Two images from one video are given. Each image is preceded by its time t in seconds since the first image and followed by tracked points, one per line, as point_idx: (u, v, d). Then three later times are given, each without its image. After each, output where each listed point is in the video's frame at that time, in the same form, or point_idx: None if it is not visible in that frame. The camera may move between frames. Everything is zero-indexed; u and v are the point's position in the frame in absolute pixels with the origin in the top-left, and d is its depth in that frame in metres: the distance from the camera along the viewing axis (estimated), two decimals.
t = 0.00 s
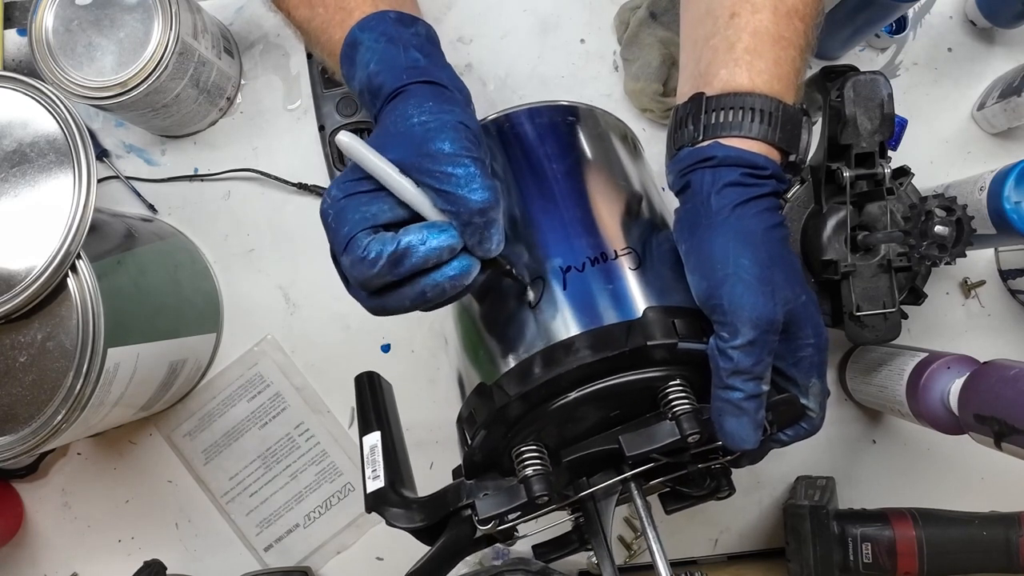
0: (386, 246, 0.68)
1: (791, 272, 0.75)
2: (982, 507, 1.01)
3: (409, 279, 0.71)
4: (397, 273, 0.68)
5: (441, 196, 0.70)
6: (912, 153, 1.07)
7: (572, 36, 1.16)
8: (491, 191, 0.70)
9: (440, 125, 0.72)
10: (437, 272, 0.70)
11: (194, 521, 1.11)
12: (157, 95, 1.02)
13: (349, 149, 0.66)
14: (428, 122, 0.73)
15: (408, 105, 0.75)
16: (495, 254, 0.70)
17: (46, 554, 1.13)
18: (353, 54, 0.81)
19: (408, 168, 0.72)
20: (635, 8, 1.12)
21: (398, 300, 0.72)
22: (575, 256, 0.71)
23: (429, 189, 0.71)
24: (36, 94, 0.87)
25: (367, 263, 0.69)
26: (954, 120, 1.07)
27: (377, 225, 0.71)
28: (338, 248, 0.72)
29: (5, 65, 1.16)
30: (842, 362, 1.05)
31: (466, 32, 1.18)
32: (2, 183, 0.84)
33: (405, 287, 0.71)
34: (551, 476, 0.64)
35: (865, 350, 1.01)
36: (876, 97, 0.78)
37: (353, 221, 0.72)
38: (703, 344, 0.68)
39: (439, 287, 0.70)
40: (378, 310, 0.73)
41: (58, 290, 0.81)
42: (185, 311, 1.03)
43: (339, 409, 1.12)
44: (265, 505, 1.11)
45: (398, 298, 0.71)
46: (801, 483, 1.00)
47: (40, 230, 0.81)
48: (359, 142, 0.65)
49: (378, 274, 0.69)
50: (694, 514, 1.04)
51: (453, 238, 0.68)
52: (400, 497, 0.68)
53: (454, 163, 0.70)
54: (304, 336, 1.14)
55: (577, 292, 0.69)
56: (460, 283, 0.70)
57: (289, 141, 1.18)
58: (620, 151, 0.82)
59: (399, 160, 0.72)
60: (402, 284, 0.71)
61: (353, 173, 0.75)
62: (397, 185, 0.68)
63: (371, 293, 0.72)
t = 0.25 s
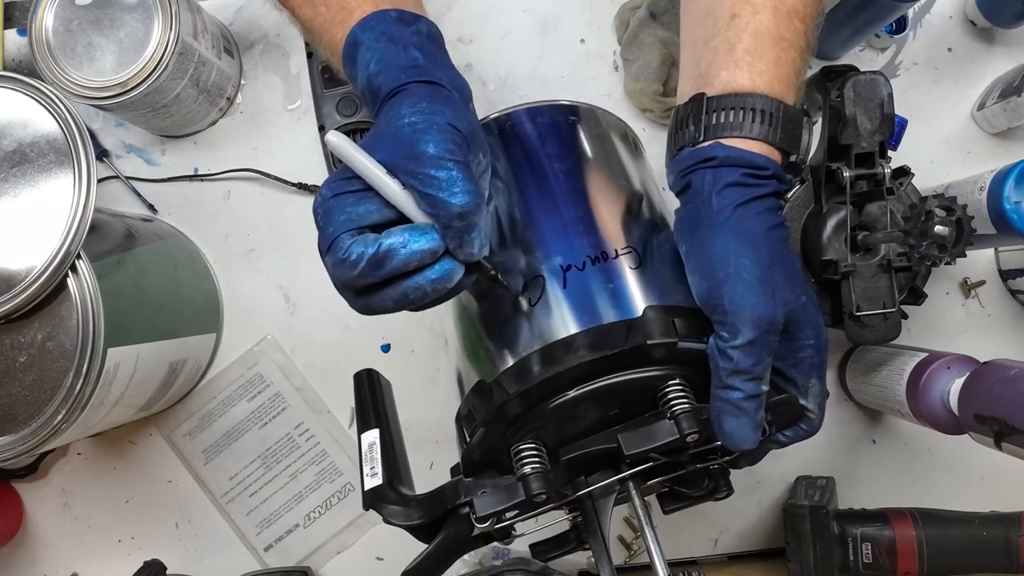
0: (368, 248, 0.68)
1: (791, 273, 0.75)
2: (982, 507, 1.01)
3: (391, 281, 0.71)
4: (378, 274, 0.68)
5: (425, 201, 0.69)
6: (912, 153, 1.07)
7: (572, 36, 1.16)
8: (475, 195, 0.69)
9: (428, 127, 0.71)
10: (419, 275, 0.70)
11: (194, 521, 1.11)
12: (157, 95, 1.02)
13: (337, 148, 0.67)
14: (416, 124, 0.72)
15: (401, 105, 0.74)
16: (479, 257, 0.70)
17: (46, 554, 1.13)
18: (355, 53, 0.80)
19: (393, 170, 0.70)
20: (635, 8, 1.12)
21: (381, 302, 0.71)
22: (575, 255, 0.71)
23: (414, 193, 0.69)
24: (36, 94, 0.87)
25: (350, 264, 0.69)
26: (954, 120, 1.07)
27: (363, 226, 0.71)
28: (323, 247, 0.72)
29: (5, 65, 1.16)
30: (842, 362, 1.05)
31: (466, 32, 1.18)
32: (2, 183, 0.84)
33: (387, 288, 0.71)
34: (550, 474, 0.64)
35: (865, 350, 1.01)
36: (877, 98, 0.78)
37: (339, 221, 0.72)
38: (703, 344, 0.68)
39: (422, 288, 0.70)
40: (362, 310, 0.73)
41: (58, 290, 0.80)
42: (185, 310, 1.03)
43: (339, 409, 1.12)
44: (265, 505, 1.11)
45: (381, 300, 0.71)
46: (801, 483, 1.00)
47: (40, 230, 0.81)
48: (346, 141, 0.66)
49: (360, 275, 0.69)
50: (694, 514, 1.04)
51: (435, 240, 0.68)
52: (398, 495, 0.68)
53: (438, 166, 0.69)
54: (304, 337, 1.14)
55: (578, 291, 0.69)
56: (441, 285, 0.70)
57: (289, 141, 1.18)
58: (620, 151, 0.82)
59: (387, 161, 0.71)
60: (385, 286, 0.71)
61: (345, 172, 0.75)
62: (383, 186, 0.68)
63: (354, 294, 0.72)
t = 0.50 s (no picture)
0: (372, 255, 0.68)
1: (793, 272, 0.75)
2: (982, 507, 1.01)
3: (397, 287, 0.70)
4: (383, 282, 0.68)
5: (428, 208, 0.69)
6: (912, 153, 1.07)
7: (572, 36, 1.16)
8: (478, 201, 0.68)
9: (429, 132, 0.71)
10: (424, 281, 0.70)
11: (194, 521, 1.11)
12: (157, 95, 1.02)
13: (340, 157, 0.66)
14: (416, 129, 0.71)
15: (401, 109, 0.74)
16: (482, 263, 0.70)
17: (46, 554, 1.13)
18: (354, 54, 0.80)
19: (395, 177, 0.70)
20: (635, 8, 1.12)
21: (386, 307, 0.71)
22: (575, 254, 0.71)
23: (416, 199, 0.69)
24: (36, 94, 0.87)
25: (354, 272, 0.69)
26: (954, 120, 1.07)
27: (366, 233, 0.71)
28: (326, 255, 0.72)
29: (5, 65, 1.16)
30: (842, 362, 1.05)
31: (466, 32, 1.18)
32: (2, 183, 0.84)
33: (392, 294, 0.71)
34: (550, 473, 0.64)
35: (865, 350, 1.01)
36: (877, 98, 0.78)
37: (342, 228, 0.71)
38: (703, 342, 0.68)
39: (427, 294, 0.70)
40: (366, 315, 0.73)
41: (58, 290, 0.80)
42: (185, 310, 1.03)
43: (339, 409, 1.12)
44: (265, 505, 1.11)
45: (386, 305, 0.71)
46: (801, 483, 1.00)
47: (40, 231, 0.81)
48: (349, 151, 0.65)
49: (365, 283, 0.69)
50: (694, 514, 1.04)
51: (440, 247, 0.68)
52: (398, 494, 0.68)
53: (440, 172, 0.68)
54: (304, 337, 1.14)
55: (579, 290, 0.69)
56: (447, 290, 0.70)
57: (289, 141, 1.18)
58: (620, 151, 0.82)
59: (389, 167, 0.70)
60: (390, 292, 0.71)
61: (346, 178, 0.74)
62: (385, 194, 0.68)
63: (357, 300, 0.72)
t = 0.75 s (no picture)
0: (367, 255, 0.68)
1: (795, 270, 0.75)
2: (982, 507, 1.01)
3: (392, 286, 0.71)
4: (378, 281, 0.68)
5: (425, 210, 0.68)
6: (912, 153, 1.07)
7: (572, 36, 1.16)
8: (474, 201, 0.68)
9: (427, 132, 0.71)
10: (419, 279, 0.70)
11: (194, 521, 1.11)
12: (157, 95, 1.02)
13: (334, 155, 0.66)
14: (414, 129, 0.71)
15: (400, 109, 0.73)
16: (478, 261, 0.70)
17: (46, 554, 1.13)
18: (356, 53, 0.80)
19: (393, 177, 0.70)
20: (635, 8, 1.12)
21: (382, 306, 0.72)
22: (578, 252, 0.71)
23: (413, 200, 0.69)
24: (36, 95, 0.87)
25: (349, 271, 0.69)
26: (954, 120, 1.07)
27: (362, 232, 0.71)
28: (322, 253, 0.72)
29: (5, 65, 1.16)
30: (842, 362, 1.05)
31: (466, 32, 1.18)
32: (2, 183, 0.84)
33: (388, 293, 0.71)
34: (552, 472, 0.64)
35: (865, 350, 1.01)
36: (877, 98, 0.78)
37: (338, 227, 0.71)
38: (704, 341, 0.68)
39: (421, 293, 0.70)
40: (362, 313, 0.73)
41: (57, 290, 0.80)
42: (185, 310, 1.03)
43: (339, 409, 1.12)
44: (265, 505, 1.11)
45: (382, 304, 0.71)
46: (801, 483, 1.00)
47: (40, 231, 0.81)
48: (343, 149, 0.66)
49: (360, 282, 0.69)
50: (694, 514, 1.04)
51: (435, 247, 0.68)
52: (400, 493, 0.68)
53: (437, 173, 0.68)
54: (304, 337, 1.14)
55: (580, 289, 0.69)
56: (443, 286, 0.70)
57: (289, 141, 1.18)
58: (621, 151, 0.82)
59: (387, 167, 0.70)
60: (386, 291, 0.71)
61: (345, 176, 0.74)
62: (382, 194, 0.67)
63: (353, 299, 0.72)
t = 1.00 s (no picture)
0: (358, 261, 0.68)
1: (794, 268, 0.75)
2: (981, 507, 1.01)
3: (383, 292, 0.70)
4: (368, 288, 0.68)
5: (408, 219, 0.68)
6: (912, 153, 1.07)
7: (572, 36, 1.16)
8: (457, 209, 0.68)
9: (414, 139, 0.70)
10: (409, 286, 0.70)
11: (194, 521, 1.11)
12: (157, 95, 1.02)
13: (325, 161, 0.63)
14: (402, 136, 0.71)
15: (391, 115, 0.73)
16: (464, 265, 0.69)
17: (46, 554, 1.13)
18: (354, 55, 0.81)
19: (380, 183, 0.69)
20: (635, 8, 1.12)
21: (373, 312, 0.71)
22: (579, 250, 0.71)
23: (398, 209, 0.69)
24: (36, 94, 0.87)
25: (340, 278, 0.69)
26: (954, 120, 1.07)
27: (353, 239, 0.71)
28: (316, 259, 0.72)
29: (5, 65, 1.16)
30: (842, 362, 1.05)
31: (466, 32, 1.18)
32: (2, 183, 0.84)
33: (379, 299, 0.71)
34: (553, 470, 0.64)
35: (865, 350, 1.01)
36: (877, 98, 0.78)
37: (330, 233, 0.71)
38: (705, 339, 0.68)
39: (411, 299, 0.70)
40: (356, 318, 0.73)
41: (57, 290, 0.80)
42: (185, 310, 1.03)
43: (339, 409, 1.12)
44: (265, 505, 1.11)
45: (373, 310, 0.71)
46: (801, 483, 1.00)
47: (40, 231, 0.81)
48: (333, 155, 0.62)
49: (351, 289, 0.69)
50: (694, 514, 1.04)
51: (422, 253, 0.68)
52: (400, 492, 0.67)
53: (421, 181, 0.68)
54: (304, 337, 1.14)
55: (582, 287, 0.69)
56: (432, 294, 0.70)
57: (289, 141, 1.18)
58: (622, 150, 0.82)
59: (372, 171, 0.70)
60: (377, 298, 0.71)
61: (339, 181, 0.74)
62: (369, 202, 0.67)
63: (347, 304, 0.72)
